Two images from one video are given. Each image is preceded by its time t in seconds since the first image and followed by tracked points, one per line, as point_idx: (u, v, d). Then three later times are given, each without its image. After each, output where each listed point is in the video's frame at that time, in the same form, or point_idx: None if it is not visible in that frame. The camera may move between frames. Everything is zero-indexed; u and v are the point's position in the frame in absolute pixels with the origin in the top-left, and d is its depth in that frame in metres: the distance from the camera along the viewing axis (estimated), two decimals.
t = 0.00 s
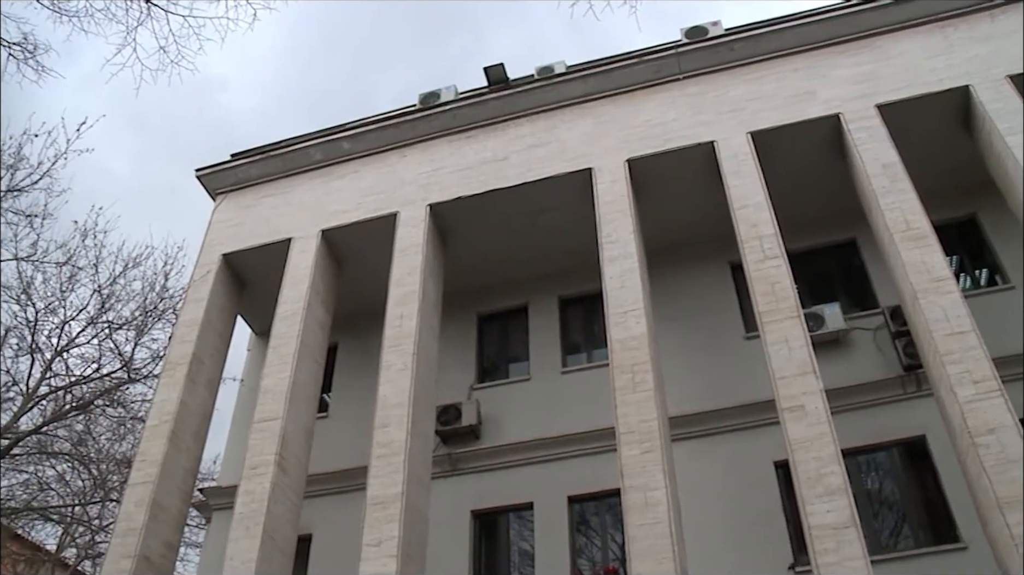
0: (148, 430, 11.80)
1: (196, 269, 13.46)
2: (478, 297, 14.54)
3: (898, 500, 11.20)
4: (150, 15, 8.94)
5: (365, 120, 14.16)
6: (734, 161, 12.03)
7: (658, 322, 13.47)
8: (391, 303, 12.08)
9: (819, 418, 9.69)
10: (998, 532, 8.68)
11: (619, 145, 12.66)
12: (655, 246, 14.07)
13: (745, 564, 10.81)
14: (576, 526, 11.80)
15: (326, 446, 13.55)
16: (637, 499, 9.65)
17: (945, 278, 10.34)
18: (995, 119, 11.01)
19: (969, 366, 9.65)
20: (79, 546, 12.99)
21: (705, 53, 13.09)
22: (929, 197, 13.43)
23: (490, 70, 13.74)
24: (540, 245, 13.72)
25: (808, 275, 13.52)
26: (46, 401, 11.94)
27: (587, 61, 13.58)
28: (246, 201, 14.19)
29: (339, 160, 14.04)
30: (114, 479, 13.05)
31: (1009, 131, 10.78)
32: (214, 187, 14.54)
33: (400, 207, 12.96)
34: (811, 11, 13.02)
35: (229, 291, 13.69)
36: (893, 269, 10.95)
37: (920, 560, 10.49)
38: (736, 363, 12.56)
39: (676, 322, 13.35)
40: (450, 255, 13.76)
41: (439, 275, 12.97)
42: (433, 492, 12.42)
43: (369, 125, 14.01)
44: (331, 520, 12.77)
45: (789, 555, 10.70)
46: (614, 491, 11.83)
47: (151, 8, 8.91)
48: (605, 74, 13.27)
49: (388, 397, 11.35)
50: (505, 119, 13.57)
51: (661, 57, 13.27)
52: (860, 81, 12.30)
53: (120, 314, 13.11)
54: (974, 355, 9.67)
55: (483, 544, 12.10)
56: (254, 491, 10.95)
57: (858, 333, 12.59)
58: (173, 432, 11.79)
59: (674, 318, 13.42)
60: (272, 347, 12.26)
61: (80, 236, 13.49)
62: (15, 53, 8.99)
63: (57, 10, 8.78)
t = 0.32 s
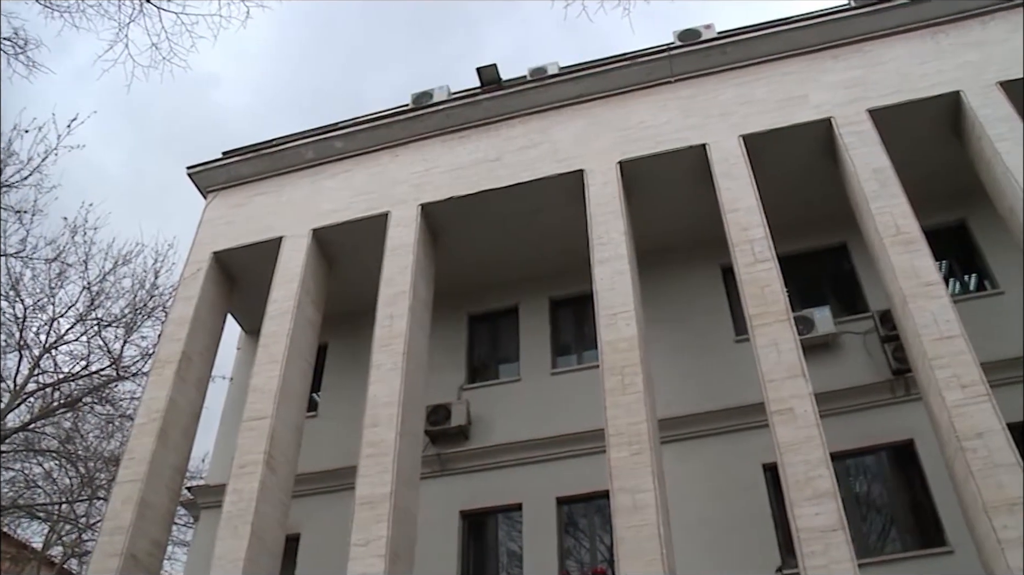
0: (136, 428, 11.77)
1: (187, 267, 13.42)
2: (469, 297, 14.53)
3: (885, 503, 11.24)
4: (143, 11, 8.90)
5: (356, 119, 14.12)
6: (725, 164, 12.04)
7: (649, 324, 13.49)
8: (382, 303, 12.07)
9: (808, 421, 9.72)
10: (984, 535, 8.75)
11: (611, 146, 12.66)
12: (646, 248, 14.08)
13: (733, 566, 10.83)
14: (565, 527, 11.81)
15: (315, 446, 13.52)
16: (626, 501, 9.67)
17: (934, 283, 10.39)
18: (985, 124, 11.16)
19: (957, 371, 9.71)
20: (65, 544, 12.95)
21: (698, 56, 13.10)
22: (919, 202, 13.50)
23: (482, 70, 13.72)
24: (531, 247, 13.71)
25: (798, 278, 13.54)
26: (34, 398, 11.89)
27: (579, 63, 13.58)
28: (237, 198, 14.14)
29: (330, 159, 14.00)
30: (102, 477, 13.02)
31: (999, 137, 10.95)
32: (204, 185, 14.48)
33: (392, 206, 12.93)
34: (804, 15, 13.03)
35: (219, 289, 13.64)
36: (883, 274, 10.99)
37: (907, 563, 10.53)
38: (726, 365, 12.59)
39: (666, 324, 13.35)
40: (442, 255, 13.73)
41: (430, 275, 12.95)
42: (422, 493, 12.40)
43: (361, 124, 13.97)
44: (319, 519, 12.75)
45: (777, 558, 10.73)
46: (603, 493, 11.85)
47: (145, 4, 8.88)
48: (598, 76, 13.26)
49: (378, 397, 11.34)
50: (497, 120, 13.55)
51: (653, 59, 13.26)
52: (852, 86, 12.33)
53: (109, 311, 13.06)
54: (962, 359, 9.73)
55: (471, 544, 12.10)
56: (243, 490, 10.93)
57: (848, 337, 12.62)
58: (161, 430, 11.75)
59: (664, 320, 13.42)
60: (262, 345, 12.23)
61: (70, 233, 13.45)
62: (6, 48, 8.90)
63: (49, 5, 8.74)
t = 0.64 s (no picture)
0: (118, 424, 11.71)
1: (172, 263, 13.34)
2: (455, 297, 14.49)
3: (867, 508, 11.28)
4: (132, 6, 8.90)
5: (344, 117, 14.06)
6: (712, 168, 12.06)
7: (634, 327, 13.50)
8: (367, 302, 12.05)
9: (791, 425, 9.76)
10: (964, 541, 8.83)
11: (599, 148, 12.65)
12: (632, 251, 14.08)
13: (714, 570, 10.86)
14: (547, 528, 11.82)
15: (298, 444, 13.48)
16: (609, 503, 9.69)
17: (918, 290, 10.46)
18: (971, 132, 11.33)
19: (940, 377, 9.79)
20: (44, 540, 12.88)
21: (687, 59, 13.10)
22: (904, 209, 13.57)
23: (471, 70, 13.68)
24: (518, 247, 13.70)
25: (784, 283, 13.57)
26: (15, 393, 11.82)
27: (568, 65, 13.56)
28: (223, 195, 14.06)
29: (317, 157, 13.93)
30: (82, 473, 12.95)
31: (983, 146, 11.15)
32: (190, 182, 14.37)
33: (379, 205, 12.91)
34: (793, 20, 13.05)
35: (204, 286, 13.57)
36: (867, 279, 11.05)
37: (887, 568, 10.57)
38: (711, 369, 12.61)
39: (651, 327, 13.36)
40: (428, 255, 13.70)
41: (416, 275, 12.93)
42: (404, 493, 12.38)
43: (349, 122, 13.91)
44: (302, 517, 12.71)
45: (758, 562, 10.78)
46: (586, 495, 11.86)
47: None
48: (586, 78, 13.24)
49: (363, 396, 11.33)
50: (485, 120, 13.52)
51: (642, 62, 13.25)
52: (839, 92, 12.37)
53: (93, 306, 13.00)
54: (944, 366, 9.81)
55: (453, 544, 12.08)
56: (225, 487, 10.89)
57: (832, 342, 12.67)
58: (144, 426, 11.70)
59: (650, 323, 13.43)
60: (246, 343, 12.20)
61: (54, 227, 13.37)
62: None
63: None
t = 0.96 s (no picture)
0: (91, 417, 11.61)
1: (149, 256, 13.23)
2: (434, 296, 14.46)
3: (840, 514, 11.35)
4: None
5: (326, 113, 13.97)
6: (694, 172, 12.08)
7: (613, 329, 13.51)
8: (345, 299, 12.02)
9: (766, 430, 9.80)
10: (934, 548, 8.91)
11: (581, 150, 12.63)
12: (612, 253, 14.09)
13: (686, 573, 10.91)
14: (521, 529, 11.83)
15: (273, 440, 13.42)
16: (583, 505, 9.71)
17: (894, 298, 10.55)
18: (950, 144, 11.55)
19: (914, 385, 9.87)
20: (13, 533, 12.75)
21: (671, 64, 13.12)
22: (883, 219, 13.66)
23: (454, 70, 13.58)
24: (499, 247, 13.68)
25: (761, 289, 13.60)
26: None
27: (553, 66, 13.54)
28: (202, 188, 13.95)
29: (298, 153, 13.84)
30: (54, 466, 12.83)
31: (962, 157, 11.41)
32: (169, 175, 14.23)
33: (360, 202, 12.86)
34: (776, 27, 13.07)
35: (182, 279, 13.47)
36: (845, 287, 11.12)
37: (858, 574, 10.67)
38: (688, 372, 12.64)
39: (630, 330, 13.37)
40: (408, 254, 13.66)
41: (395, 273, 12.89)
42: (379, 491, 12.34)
43: (331, 118, 13.82)
44: (275, 514, 12.66)
45: (730, 566, 10.83)
46: (560, 496, 11.89)
47: None
48: (570, 80, 13.23)
49: (339, 393, 11.30)
50: (467, 120, 13.48)
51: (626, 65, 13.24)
52: (821, 100, 12.43)
53: (68, 298, 12.88)
54: (919, 374, 9.90)
55: (427, 543, 12.06)
56: (198, 483, 10.82)
57: (808, 348, 12.74)
58: (117, 419, 11.61)
59: (628, 326, 13.45)
60: (223, 338, 12.13)
61: (31, 217, 13.24)
62: None
63: None
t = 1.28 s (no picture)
0: (57, 407, 11.47)
1: (121, 247, 13.09)
2: (407, 294, 14.41)
3: (805, 521, 11.43)
4: None
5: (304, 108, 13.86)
6: (670, 177, 12.11)
7: (585, 332, 13.53)
8: (318, 295, 11.97)
9: (734, 436, 9.85)
10: (897, 556, 9.01)
11: (558, 152, 12.63)
12: (586, 255, 14.11)
13: None
14: (489, 529, 11.85)
15: (242, 435, 13.34)
16: (551, 506, 9.73)
17: (864, 308, 10.63)
18: (924, 156, 11.71)
19: (882, 395, 9.96)
20: None
21: (650, 69, 13.14)
22: (856, 229, 13.77)
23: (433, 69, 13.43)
24: (474, 247, 13.67)
25: (734, 295, 13.66)
26: None
27: (533, 67, 13.52)
28: (176, 179, 13.82)
29: (275, 147, 13.73)
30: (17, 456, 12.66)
31: (935, 170, 11.58)
32: (143, 165, 14.07)
33: (336, 198, 12.81)
34: (756, 36, 13.12)
35: (154, 270, 13.34)
36: (817, 295, 11.20)
37: None
38: (660, 377, 12.68)
39: (602, 333, 13.39)
40: (382, 251, 13.61)
41: (369, 269, 12.85)
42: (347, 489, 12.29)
43: (308, 113, 13.72)
44: (242, 509, 12.58)
45: (695, 570, 10.89)
46: (529, 498, 11.92)
47: None
48: (550, 82, 13.22)
49: (309, 390, 11.25)
50: (445, 118, 13.44)
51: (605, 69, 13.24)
52: (797, 109, 12.51)
53: (37, 286, 12.72)
54: (887, 384, 9.99)
55: (394, 542, 12.03)
56: (164, 476, 10.74)
57: (779, 355, 12.80)
58: (84, 411, 11.48)
59: (601, 328, 13.47)
60: (194, 331, 12.04)
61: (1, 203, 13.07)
62: None
63: None
